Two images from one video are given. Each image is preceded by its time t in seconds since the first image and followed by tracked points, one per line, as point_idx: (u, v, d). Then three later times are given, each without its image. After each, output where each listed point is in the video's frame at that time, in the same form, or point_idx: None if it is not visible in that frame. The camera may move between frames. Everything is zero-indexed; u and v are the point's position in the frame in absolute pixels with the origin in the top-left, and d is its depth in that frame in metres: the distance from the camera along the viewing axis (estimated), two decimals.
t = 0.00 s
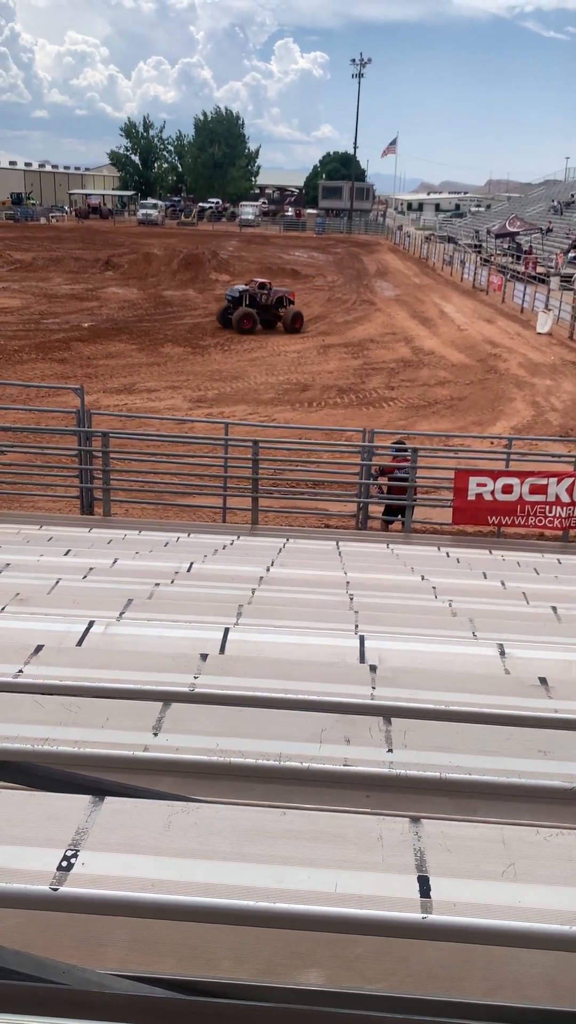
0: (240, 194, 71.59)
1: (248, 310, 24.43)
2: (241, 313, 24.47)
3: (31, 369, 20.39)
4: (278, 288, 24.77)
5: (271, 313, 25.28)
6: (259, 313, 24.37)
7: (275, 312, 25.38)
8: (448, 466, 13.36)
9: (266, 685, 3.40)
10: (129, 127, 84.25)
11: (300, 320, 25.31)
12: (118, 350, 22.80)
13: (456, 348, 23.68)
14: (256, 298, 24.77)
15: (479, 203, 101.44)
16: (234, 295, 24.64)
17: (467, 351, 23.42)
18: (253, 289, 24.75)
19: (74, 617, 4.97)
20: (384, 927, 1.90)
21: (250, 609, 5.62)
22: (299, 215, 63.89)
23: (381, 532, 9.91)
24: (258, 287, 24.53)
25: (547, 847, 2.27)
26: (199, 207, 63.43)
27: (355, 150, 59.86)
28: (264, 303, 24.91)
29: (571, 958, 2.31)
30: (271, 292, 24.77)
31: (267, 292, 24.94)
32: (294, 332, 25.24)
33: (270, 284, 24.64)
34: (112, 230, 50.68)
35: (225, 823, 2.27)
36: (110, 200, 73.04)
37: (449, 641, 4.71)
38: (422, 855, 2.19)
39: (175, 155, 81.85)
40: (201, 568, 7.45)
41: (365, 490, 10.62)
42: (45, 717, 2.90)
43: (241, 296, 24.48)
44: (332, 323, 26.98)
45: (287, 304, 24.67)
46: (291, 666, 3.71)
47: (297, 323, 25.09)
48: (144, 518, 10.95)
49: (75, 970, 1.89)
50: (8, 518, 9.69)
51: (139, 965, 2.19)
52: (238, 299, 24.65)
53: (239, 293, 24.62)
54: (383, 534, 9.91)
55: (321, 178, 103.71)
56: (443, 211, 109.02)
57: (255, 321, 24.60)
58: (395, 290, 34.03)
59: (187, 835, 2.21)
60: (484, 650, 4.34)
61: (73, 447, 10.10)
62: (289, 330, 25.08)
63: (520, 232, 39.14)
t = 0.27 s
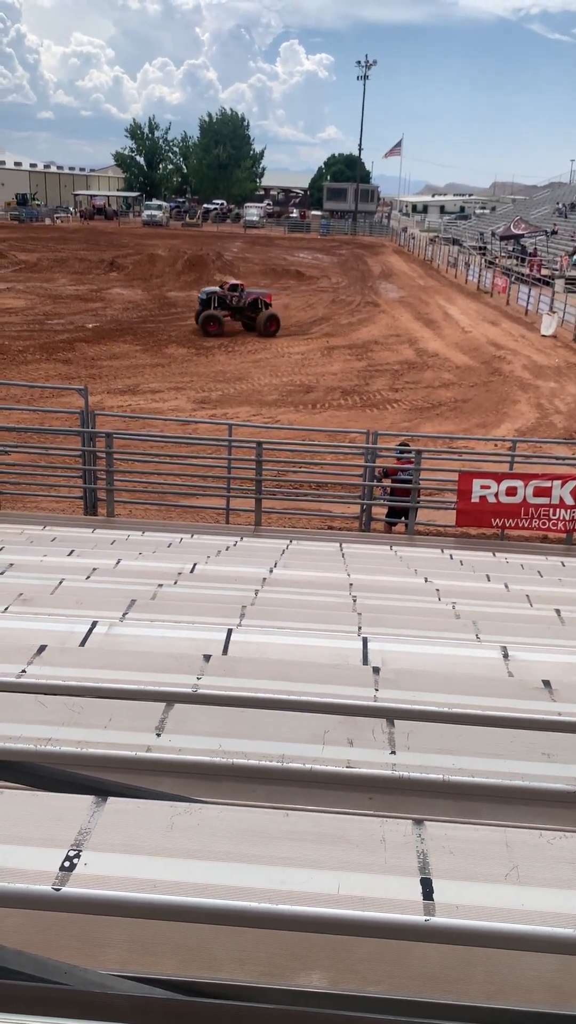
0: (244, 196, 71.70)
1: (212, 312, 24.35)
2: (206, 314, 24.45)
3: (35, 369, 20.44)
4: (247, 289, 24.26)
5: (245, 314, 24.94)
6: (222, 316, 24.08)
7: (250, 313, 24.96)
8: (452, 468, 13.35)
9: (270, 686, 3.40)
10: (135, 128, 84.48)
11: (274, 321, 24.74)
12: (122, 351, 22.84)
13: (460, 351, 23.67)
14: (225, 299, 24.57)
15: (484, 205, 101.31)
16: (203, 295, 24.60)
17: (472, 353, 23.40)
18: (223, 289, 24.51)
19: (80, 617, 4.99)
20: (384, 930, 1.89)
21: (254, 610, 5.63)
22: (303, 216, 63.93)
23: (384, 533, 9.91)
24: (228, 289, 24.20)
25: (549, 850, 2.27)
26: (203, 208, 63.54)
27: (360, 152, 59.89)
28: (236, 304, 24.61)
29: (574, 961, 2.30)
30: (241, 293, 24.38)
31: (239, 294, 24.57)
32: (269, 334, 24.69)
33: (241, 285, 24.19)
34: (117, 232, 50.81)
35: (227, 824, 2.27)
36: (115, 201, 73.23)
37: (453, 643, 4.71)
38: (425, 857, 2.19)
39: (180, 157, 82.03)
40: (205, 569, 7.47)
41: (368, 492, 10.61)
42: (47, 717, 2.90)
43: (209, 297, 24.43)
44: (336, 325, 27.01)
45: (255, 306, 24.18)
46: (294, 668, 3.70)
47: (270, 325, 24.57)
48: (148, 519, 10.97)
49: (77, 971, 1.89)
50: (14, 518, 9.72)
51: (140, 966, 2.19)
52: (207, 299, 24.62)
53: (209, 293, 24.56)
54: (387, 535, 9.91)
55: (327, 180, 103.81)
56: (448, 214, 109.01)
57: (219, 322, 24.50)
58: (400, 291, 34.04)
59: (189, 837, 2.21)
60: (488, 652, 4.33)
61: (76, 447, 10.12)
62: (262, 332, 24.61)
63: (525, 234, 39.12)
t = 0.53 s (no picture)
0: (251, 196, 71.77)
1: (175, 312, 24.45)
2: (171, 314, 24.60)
3: (42, 369, 20.46)
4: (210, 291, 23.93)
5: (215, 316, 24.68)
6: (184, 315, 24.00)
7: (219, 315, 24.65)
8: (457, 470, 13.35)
9: (274, 688, 3.40)
10: (143, 129, 84.71)
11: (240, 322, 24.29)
12: (128, 351, 22.88)
13: (467, 353, 23.65)
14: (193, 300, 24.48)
15: (492, 209, 101.08)
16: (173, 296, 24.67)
17: (479, 354, 23.34)
18: (191, 290, 24.42)
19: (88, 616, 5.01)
20: (389, 933, 1.88)
21: (259, 611, 5.64)
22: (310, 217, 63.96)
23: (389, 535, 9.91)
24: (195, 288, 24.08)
25: (558, 856, 2.25)
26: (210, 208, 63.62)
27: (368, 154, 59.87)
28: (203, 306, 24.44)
29: None
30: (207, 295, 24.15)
31: (207, 294, 24.38)
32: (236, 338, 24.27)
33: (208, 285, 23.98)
34: (124, 232, 50.90)
35: (233, 824, 2.27)
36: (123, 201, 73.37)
37: (458, 646, 4.72)
38: (431, 861, 2.19)
39: (188, 157, 82.23)
40: (211, 569, 7.49)
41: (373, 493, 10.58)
42: (52, 718, 2.90)
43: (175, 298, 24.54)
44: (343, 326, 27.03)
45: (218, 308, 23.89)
46: (298, 668, 3.71)
47: (235, 330, 24.18)
48: (153, 518, 10.99)
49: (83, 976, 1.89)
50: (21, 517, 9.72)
51: (146, 967, 2.20)
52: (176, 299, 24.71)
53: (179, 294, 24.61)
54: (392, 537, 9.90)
55: (334, 181, 103.76)
56: (456, 216, 108.78)
57: (180, 322, 24.54)
58: (406, 292, 34.03)
59: (196, 839, 2.20)
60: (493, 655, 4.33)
61: (82, 446, 10.11)
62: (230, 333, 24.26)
63: (532, 237, 39.08)
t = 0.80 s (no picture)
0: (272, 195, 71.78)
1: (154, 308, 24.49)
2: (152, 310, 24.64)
3: (63, 366, 20.58)
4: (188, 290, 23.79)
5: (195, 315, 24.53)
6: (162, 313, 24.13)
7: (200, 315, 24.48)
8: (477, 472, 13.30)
9: (292, 687, 3.40)
10: (165, 128, 84.98)
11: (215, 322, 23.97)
12: (148, 349, 22.96)
13: (487, 353, 23.53)
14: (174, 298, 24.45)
15: (515, 208, 100.38)
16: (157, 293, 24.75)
17: (500, 354, 23.22)
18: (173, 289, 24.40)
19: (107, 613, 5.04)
20: (404, 934, 1.88)
21: (277, 609, 5.64)
22: (332, 216, 63.88)
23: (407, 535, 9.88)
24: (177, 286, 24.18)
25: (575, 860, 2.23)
26: (231, 207, 63.71)
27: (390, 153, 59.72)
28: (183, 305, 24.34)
29: None
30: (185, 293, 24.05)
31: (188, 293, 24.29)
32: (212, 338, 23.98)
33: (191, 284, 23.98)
34: (146, 230, 51.07)
35: (250, 821, 2.26)
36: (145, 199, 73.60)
37: (476, 647, 4.71)
38: (447, 862, 2.17)
39: (210, 156, 82.36)
40: (229, 567, 7.51)
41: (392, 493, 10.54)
42: (70, 713, 2.91)
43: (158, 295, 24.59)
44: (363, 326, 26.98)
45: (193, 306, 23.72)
46: (315, 667, 3.71)
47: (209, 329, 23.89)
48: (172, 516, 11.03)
49: (97, 970, 1.90)
50: (40, 514, 9.78)
51: (160, 962, 2.21)
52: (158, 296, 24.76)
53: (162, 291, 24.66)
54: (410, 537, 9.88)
55: (356, 180, 103.54)
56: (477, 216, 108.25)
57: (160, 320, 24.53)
58: (427, 292, 33.90)
59: (212, 835, 2.20)
60: (511, 656, 4.31)
61: (102, 443, 10.13)
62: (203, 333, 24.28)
63: (555, 237, 38.81)
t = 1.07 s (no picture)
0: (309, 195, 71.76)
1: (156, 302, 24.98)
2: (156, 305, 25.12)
3: (101, 364, 20.79)
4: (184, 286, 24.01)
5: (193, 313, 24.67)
6: (157, 308, 24.61)
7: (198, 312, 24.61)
8: (514, 473, 13.16)
9: (332, 686, 3.39)
10: (204, 127, 85.42)
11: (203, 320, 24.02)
12: (184, 348, 23.07)
13: (526, 353, 23.26)
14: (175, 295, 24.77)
15: (555, 208, 99.16)
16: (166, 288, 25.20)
17: (538, 354, 22.95)
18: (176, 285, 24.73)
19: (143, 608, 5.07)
20: (447, 936, 1.87)
21: (312, 608, 5.63)
22: (369, 216, 63.67)
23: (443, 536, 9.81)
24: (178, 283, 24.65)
25: None
26: (268, 206, 63.80)
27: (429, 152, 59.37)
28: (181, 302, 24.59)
29: None
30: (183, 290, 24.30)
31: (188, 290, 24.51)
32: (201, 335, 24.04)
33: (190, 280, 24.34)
34: (183, 229, 51.35)
35: (291, 818, 2.25)
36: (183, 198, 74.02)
37: (514, 650, 4.66)
38: (490, 865, 2.15)
39: (247, 156, 82.60)
40: (263, 565, 7.51)
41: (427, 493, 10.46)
42: (111, 707, 2.93)
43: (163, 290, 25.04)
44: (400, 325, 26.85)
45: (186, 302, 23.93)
46: (352, 667, 3.70)
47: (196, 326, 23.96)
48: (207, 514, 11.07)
49: (140, 961, 1.90)
50: (78, 510, 9.88)
51: (199, 956, 2.22)
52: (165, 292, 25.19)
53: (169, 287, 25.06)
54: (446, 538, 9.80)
55: (393, 179, 103.05)
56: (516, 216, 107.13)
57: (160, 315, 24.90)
58: (465, 292, 33.63)
59: (254, 831, 2.19)
60: (550, 659, 4.25)
61: (138, 440, 10.20)
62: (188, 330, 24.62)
63: None
